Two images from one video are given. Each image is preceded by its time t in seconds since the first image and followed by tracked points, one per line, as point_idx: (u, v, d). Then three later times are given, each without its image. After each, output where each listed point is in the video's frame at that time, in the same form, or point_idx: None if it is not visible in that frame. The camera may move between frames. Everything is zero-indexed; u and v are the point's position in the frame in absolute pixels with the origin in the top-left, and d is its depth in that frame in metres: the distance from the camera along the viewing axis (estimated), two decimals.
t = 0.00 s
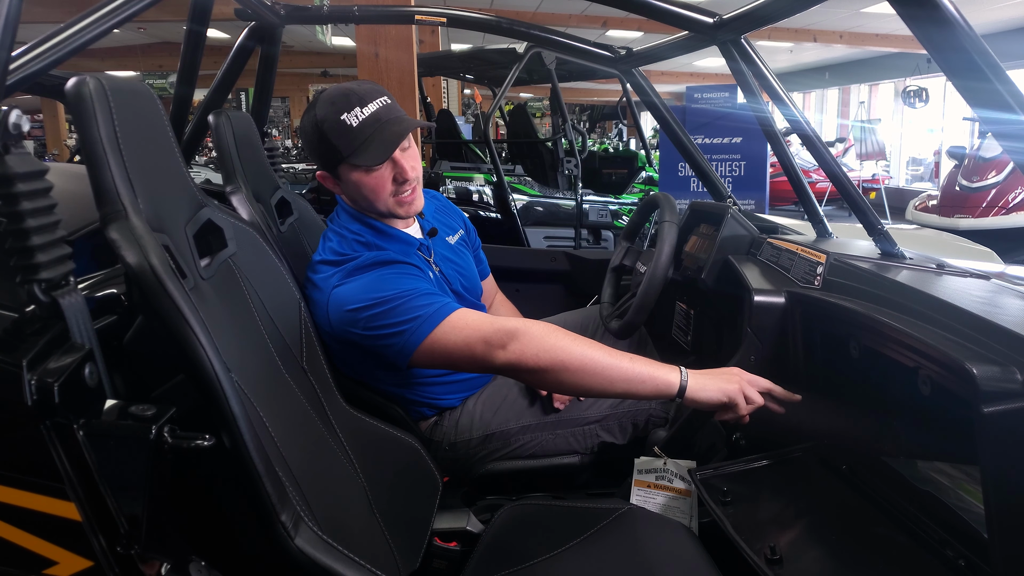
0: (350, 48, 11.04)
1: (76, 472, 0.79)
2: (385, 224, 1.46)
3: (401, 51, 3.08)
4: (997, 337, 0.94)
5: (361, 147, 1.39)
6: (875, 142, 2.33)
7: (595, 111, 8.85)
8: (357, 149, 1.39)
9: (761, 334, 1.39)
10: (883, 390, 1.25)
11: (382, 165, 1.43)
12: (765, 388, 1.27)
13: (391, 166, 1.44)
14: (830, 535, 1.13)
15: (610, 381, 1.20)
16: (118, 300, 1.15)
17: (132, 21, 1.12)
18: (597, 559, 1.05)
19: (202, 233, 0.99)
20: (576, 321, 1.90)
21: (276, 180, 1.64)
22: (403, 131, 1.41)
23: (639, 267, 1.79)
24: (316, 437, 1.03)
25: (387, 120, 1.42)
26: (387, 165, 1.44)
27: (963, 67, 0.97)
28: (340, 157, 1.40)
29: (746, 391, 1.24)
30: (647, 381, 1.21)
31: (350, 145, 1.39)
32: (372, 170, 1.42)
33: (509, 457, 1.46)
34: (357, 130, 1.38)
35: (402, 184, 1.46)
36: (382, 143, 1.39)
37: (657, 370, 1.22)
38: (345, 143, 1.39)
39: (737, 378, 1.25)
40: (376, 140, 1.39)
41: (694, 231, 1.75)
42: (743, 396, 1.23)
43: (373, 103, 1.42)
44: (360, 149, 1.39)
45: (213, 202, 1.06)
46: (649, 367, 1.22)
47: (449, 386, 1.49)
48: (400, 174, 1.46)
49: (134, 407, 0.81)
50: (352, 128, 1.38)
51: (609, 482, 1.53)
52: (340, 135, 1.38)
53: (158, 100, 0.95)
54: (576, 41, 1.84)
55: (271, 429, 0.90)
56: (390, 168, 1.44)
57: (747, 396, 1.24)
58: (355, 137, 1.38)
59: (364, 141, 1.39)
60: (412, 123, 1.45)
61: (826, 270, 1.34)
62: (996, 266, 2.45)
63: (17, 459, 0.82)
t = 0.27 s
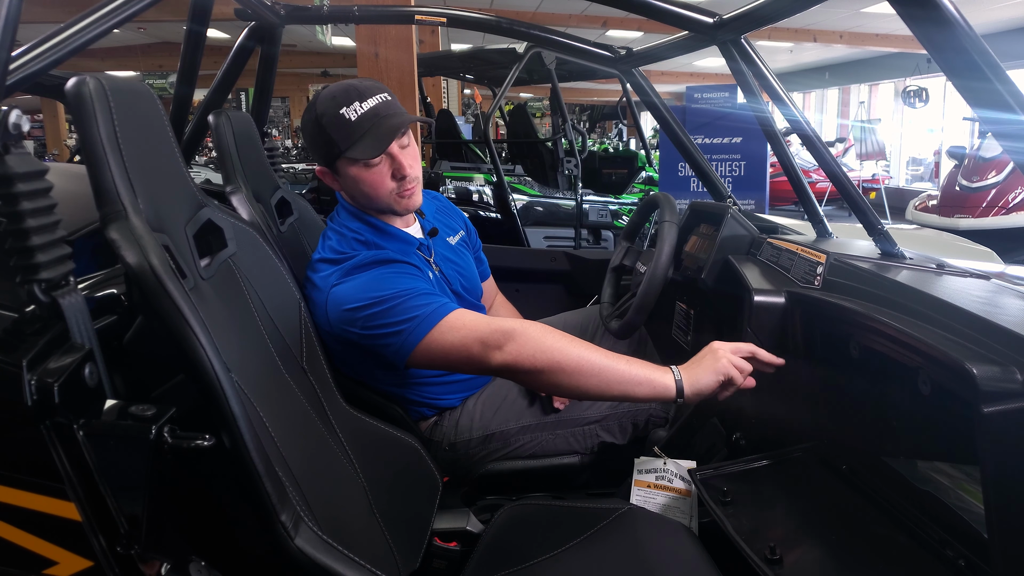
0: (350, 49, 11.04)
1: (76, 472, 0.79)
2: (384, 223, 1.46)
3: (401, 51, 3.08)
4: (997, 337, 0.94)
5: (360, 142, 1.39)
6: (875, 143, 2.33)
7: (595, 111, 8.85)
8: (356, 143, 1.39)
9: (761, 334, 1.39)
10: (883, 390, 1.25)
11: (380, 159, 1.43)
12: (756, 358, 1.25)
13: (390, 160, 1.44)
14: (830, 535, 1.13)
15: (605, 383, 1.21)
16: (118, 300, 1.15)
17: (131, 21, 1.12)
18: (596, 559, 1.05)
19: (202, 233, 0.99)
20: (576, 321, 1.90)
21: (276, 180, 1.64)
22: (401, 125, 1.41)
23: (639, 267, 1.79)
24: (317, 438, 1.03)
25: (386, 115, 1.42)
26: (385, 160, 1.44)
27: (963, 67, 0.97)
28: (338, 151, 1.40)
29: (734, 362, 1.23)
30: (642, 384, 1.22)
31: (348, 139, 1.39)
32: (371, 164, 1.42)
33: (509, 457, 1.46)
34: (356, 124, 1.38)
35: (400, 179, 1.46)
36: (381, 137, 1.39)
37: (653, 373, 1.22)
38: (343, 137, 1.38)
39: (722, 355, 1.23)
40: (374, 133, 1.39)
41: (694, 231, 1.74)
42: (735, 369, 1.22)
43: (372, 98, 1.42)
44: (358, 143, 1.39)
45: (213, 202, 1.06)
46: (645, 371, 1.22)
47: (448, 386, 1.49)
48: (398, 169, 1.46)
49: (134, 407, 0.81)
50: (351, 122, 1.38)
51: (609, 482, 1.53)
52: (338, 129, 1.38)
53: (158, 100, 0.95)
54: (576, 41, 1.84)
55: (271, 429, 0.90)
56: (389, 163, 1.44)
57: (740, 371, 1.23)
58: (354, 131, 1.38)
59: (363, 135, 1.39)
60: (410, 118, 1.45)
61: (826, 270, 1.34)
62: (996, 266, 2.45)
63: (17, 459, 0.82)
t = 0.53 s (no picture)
0: (350, 48, 11.04)
1: (76, 472, 0.79)
2: (384, 223, 1.46)
3: (400, 51, 3.08)
4: (997, 337, 0.94)
5: (360, 142, 1.39)
6: (875, 142, 2.33)
7: (595, 111, 8.85)
8: (356, 143, 1.39)
9: (761, 334, 1.39)
10: (883, 390, 1.25)
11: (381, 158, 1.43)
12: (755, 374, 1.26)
13: (390, 160, 1.44)
14: (831, 535, 1.13)
15: (606, 381, 1.21)
16: (118, 301, 1.15)
17: (131, 21, 1.12)
18: (596, 559, 1.05)
19: (202, 233, 0.99)
20: (576, 322, 1.90)
21: (276, 180, 1.64)
22: (402, 124, 1.41)
23: (639, 267, 1.79)
24: (316, 438, 1.03)
25: (386, 114, 1.42)
26: (386, 160, 1.44)
27: (963, 67, 0.97)
28: (339, 152, 1.40)
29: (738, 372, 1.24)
30: (643, 381, 1.22)
31: (348, 139, 1.39)
32: (371, 164, 1.42)
33: (509, 457, 1.46)
34: (356, 124, 1.38)
35: (401, 179, 1.47)
36: (381, 136, 1.39)
37: (654, 369, 1.22)
38: (344, 138, 1.39)
39: (730, 365, 1.24)
40: (374, 133, 1.39)
41: (694, 231, 1.75)
42: (738, 384, 1.23)
43: (372, 97, 1.42)
44: (359, 143, 1.39)
45: (213, 202, 1.06)
46: (646, 365, 1.22)
47: (448, 386, 1.50)
48: (399, 169, 1.46)
49: (134, 407, 0.81)
50: (351, 122, 1.38)
51: (609, 482, 1.53)
52: (338, 129, 1.38)
53: (157, 100, 0.95)
54: (576, 41, 1.84)
55: (270, 429, 0.90)
56: (389, 163, 1.44)
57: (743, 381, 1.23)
58: (354, 131, 1.38)
59: (363, 135, 1.39)
60: (410, 117, 1.45)
61: (826, 270, 1.34)
62: (996, 266, 2.45)
63: (17, 459, 0.82)
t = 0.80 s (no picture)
0: (350, 48, 11.05)
1: (76, 472, 0.79)
2: (382, 223, 1.46)
3: (400, 51, 3.08)
4: (997, 337, 0.94)
5: (361, 142, 1.39)
6: (875, 142, 2.33)
7: (596, 111, 8.85)
8: (356, 144, 1.39)
9: (761, 334, 1.39)
10: (883, 390, 1.25)
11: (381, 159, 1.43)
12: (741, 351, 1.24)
13: (390, 161, 1.45)
14: (831, 535, 1.13)
15: (603, 383, 1.21)
16: (118, 301, 1.15)
17: (132, 21, 1.12)
18: (596, 560, 1.05)
19: (202, 232, 0.99)
20: (576, 322, 1.90)
21: (276, 180, 1.64)
22: (402, 125, 1.41)
23: (639, 267, 1.79)
24: (316, 438, 1.03)
25: (387, 115, 1.42)
26: (386, 160, 1.44)
27: (963, 67, 0.97)
28: (339, 152, 1.40)
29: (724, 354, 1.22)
30: (643, 381, 1.22)
31: (348, 139, 1.39)
32: (371, 164, 1.42)
33: (508, 457, 1.46)
34: (357, 125, 1.38)
35: (401, 179, 1.47)
36: (382, 137, 1.39)
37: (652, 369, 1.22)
38: (344, 138, 1.38)
39: (720, 351, 1.22)
40: (375, 133, 1.39)
41: (694, 231, 1.75)
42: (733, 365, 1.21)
43: (373, 98, 1.42)
44: (359, 144, 1.39)
45: (213, 202, 1.06)
46: (647, 367, 1.22)
47: (448, 386, 1.50)
48: (399, 169, 1.46)
49: (134, 407, 0.81)
50: (352, 122, 1.38)
51: (609, 482, 1.53)
52: (339, 130, 1.38)
53: (157, 100, 0.95)
54: (576, 41, 1.84)
55: (270, 429, 0.90)
56: (390, 164, 1.45)
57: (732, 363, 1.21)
58: (355, 132, 1.38)
59: (364, 136, 1.39)
60: (411, 118, 1.45)
61: (826, 270, 1.34)
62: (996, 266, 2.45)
63: (17, 459, 0.82)
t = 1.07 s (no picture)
0: (350, 48, 11.05)
1: (76, 472, 0.79)
2: (383, 223, 1.46)
3: (400, 51, 3.08)
4: (998, 337, 0.94)
5: (363, 143, 1.39)
6: (875, 142, 2.33)
7: (596, 111, 8.85)
8: (358, 145, 1.39)
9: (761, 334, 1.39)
10: (883, 390, 1.25)
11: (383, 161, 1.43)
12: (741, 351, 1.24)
13: (392, 163, 1.44)
14: (831, 535, 1.13)
15: (603, 387, 1.21)
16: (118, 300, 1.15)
17: (132, 22, 1.12)
18: (596, 560, 1.05)
19: (202, 232, 0.99)
20: (576, 322, 1.91)
21: (276, 180, 1.64)
22: (404, 127, 1.41)
23: (639, 267, 1.79)
24: (317, 438, 1.03)
25: (389, 116, 1.42)
26: (388, 161, 1.44)
27: (963, 67, 0.97)
28: (340, 153, 1.40)
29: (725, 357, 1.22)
30: (642, 388, 1.22)
31: (350, 140, 1.38)
32: (373, 166, 1.42)
33: (509, 457, 1.46)
34: (359, 126, 1.38)
35: (403, 180, 1.46)
36: (383, 139, 1.39)
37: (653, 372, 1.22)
38: (346, 139, 1.38)
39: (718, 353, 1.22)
40: (376, 135, 1.39)
41: (694, 231, 1.75)
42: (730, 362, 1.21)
43: (375, 99, 1.42)
44: (361, 144, 1.39)
45: (213, 202, 1.06)
46: (647, 372, 1.22)
47: (448, 386, 1.50)
48: (401, 171, 1.46)
49: (134, 407, 0.81)
50: (354, 123, 1.38)
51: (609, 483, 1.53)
52: (340, 130, 1.38)
53: (158, 100, 0.95)
54: (576, 41, 1.84)
55: (271, 429, 0.90)
56: (391, 165, 1.44)
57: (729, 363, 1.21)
58: (357, 133, 1.38)
59: (366, 137, 1.39)
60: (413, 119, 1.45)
61: (826, 270, 1.34)
62: (996, 266, 2.45)
63: (17, 459, 0.82)
